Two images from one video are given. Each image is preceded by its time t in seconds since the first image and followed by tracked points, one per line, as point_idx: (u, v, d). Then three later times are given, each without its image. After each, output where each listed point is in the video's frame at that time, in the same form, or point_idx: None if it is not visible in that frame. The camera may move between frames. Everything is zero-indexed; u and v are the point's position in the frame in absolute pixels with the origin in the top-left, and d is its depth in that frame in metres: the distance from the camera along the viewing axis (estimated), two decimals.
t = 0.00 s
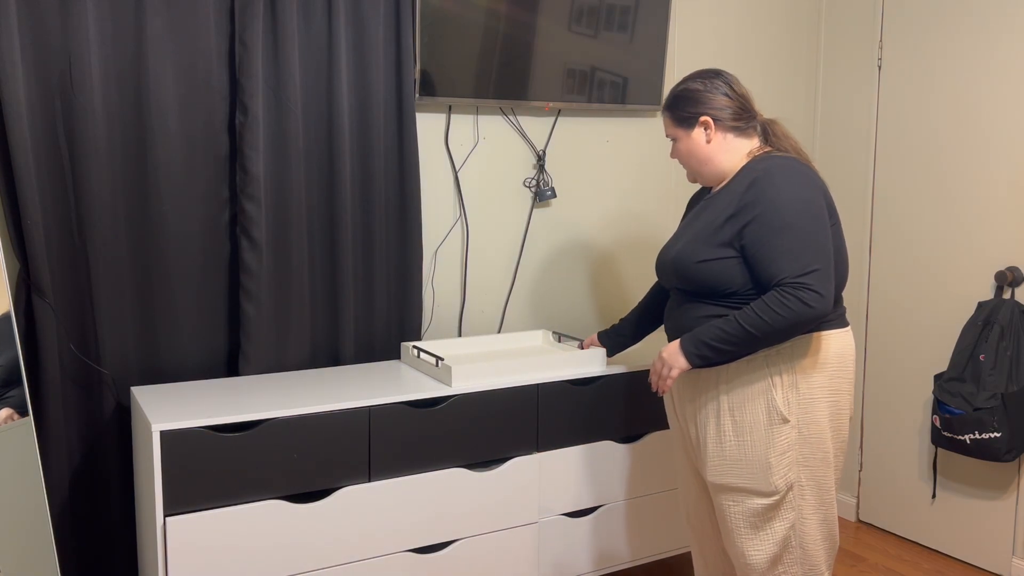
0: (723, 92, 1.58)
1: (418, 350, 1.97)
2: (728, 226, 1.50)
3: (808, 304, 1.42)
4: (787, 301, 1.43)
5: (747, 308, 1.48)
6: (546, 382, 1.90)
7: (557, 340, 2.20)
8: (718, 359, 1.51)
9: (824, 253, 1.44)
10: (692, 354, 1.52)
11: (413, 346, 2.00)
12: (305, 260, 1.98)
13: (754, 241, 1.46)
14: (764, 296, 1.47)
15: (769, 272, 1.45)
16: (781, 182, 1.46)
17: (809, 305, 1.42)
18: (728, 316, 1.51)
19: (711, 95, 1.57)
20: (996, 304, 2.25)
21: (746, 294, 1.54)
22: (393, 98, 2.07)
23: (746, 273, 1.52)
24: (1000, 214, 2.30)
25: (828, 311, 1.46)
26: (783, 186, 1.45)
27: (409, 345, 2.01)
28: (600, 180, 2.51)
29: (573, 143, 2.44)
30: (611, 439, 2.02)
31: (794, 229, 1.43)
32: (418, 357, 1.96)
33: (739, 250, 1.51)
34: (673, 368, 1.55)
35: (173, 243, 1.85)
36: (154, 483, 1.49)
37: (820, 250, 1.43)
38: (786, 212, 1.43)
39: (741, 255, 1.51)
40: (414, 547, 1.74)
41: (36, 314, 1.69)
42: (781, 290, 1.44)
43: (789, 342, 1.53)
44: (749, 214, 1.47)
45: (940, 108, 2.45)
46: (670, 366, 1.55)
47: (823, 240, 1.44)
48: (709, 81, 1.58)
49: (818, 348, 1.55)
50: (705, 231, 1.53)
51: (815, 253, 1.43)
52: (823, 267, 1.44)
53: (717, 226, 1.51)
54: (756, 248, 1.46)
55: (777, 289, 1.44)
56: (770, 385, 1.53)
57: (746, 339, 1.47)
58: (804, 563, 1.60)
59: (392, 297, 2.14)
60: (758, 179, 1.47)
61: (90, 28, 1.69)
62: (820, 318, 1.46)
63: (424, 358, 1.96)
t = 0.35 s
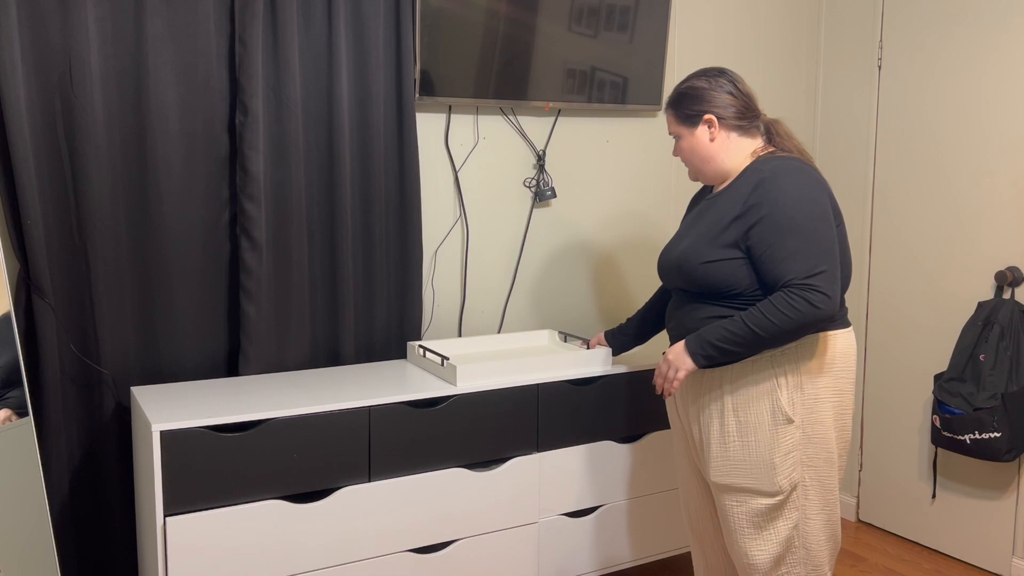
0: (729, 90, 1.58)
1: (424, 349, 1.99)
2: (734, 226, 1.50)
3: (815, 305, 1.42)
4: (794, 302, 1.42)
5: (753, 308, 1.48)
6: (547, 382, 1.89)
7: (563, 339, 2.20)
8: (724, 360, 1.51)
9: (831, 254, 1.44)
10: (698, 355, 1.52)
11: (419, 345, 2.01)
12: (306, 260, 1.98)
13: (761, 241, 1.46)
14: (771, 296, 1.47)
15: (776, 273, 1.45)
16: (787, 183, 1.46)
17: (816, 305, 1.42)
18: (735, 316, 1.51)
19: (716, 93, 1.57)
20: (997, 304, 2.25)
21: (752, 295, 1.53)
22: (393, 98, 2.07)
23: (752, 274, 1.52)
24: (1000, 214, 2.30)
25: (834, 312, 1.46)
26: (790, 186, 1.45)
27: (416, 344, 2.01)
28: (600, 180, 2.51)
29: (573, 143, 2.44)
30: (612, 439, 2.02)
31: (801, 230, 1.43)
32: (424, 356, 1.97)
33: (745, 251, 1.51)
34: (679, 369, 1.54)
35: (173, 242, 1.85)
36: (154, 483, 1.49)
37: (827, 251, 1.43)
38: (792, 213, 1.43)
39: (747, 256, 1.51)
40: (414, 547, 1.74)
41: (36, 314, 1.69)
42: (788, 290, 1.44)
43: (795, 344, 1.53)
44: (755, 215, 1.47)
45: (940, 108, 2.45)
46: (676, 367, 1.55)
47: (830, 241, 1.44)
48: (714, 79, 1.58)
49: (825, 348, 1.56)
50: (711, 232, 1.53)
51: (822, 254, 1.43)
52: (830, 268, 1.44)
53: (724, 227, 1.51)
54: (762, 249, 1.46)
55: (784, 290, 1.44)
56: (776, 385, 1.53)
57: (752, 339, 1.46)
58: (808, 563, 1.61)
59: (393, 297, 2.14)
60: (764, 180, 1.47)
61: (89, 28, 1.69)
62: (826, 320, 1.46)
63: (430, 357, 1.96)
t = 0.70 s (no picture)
0: (735, 90, 1.57)
1: (427, 349, 1.99)
2: (737, 226, 1.50)
3: (817, 305, 1.42)
4: (796, 302, 1.42)
5: (756, 308, 1.48)
6: (547, 382, 1.89)
7: (563, 339, 2.20)
8: (726, 359, 1.51)
9: (834, 254, 1.44)
10: (701, 355, 1.52)
11: (421, 345, 2.01)
12: (306, 260, 1.98)
13: (764, 241, 1.46)
14: (773, 297, 1.47)
15: (779, 273, 1.45)
16: (790, 183, 1.46)
17: (818, 305, 1.42)
18: (737, 316, 1.51)
19: (722, 92, 1.57)
20: (996, 304, 2.25)
21: (754, 294, 1.53)
22: (393, 99, 2.07)
23: (755, 274, 1.52)
24: (1000, 214, 2.30)
25: (836, 313, 1.46)
26: (793, 187, 1.45)
27: (418, 344, 2.01)
28: (600, 180, 2.51)
29: (573, 143, 2.44)
30: (612, 439, 2.02)
31: (804, 230, 1.43)
32: (427, 356, 1.98)
33: (748, 251, 1.51)
34: (681, 368, 1.54)
35: (173, 242, 1.85)
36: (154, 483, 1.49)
37: (830, 252, 1.44)
38: (796, 213, 1.43)
39: (750, 256, 1.51)
40: (414, 547, 1.74)
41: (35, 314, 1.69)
42: (790, 291, 1.44)
43: (796, 344, 1.53)
44: (758, 215, 1.47)
45: (941, 108, 2.45)
46: (677, 367, 1.55)
47: (833, 241, 1.44)
48: (720, 78, 1.58)
49: (826, 349, 1.56)
50: (714, 231, 1.53)
51: (825, 254, 1.43)
52: (832, 269, 1.44)
53: (727, 226, 1.51)
54: (766, 249, 1.46)
55: (786, 290, 1.44)
56: (777, 385, 1.53)
57: (754, 339, 1.47)
58: (808, 563, 1.61)
59: (392, 297, 2.14)
60: (768, 180, 1.48)
61: (89, 28, 1.69)
62: (828, 320, 1.46)
63: (432, 357, 1.97)
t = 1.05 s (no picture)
0: (743, 89, 1.57)
1: (427, 349, 1.99)
2: (738, 226, 1.50)
3: (815, 308, 1.42)
4: (794, 304, 1.42)
5: (755, 309, 1.48)
6: (547, 382, 1.89)
7: (564, 339, 2.20)
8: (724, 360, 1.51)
9: (834, 257, 1.44)
10: (699, 355, 1.52)
11: (421, 345, 2.01)
12: (306, 260, 1.98)
13: (764, 242, 1.46)
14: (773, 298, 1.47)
15: (778, 275, 1.45)
16: (794, 185, 1.46)
17: (816, 309, 1.42)
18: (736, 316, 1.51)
19: (730, 91, 1.56)
20: (996, 304, 2.25)
21: (754, 295, 1.53)
22: (393, 99, 2.07)
23: (755, 274, 1.52)
24: (1000, 214, 2.30)
25: (835, 316, 1.46)
26: (796, 188, 1.45)
27: (418, 344, 2.01)
28: (600, 180, 2.51)
29: (573, 143, 2.44)
30: (612, 438, 2.02)
31: (805, 233, 1.43)
32: (428, 356, 1.98)
33: (749, 251, 1.51)
34: (679, 366, 1.55)
35: (173, 242, 1.85)
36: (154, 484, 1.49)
37: (830, 255, 1.43)
38: (797, 215, 1.43)
39: (750, 256, 1.51)
40: (414, 547, 1.74)
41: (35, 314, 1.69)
42: (789, 293, 1.44)
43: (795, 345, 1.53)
44: (760, 216, 1.47)
45: (941, 108, 2.45)
46: (675, 364, 1.55)
47: (834, 244, 1.44)
48: (731, 76, 1.57)
49: (825, 349, 1.56)
50: (716, 231, 1.53)
51: (825, 258, 1.43)
52: (832, 272, 1.44)
53: (728, 226, 1.51)
54: (766, 250, 1.46)
55: (785, 292, 1.44)
56: (776, 384, 1.53)
57: (752, 341, 1.47)
58: (803, 562, 1.61)
59: (392, 297, 2.14)
60: (771, 181, 1.47)
61: (89, 28, 1.68)
62: (826, 323, 1.46)
63: (433, 357, 1.97)
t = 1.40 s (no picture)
0: (778, 88, 1.53)
1: (427, 349, 1.99)
2: (745, 231, 1.49)
3: (809, 321, 1.40)
4: (789, 315, 1.41)
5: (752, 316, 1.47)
6: (547, 382, 1.89)
7: (564, 339, 2.19)
8: (718, 364, 1.52)
9: (835, 269, 1.40)
10: (694, 356, 1.54)
11: (422, 345, 2.01)
12: (306, 259, 1.98)
13: (768, 249, 1.45)
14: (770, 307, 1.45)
15: (776, 284, 1.44)
16: (801, 192, 1.43)
17: (811, 322, 1.40)
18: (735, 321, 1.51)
19: (764, 89, 1.53)
20: (996, 304, 2.25)
21: (759, 301, 1.52)
22: (393, 99, 2.08)
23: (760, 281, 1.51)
24: (1000, 214, 2.30)
25: (834, 329, 1.42)
26: (802, 196, 1.42)
27: (418, 344, 2.01)
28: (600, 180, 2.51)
29: (573, 143, 2.44)
30: (612, 438, 2.02)
31: (807, 242, 1.40)
32: (428, 356, 1.97)
33: (754, 257, 1.50)
34: (671, 365, 1.57)
35: (173, 242, 1.85)
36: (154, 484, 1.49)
37: (832, 267, 1.40)
38: (798, 224, 1.41)
39: (755, 262, 1.50)
40: (414, 546, 1.74)
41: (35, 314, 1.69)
42: (785, 302, 1.42)
43: (789, 356, 1.50)
44: (765, 222, 1.46)
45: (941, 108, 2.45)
46: (670, 361, 1.58)
47: (836, 256, 1.40)
48: (766, 73, 1.53)
49: (823, 362, 1.51)
50: (727, 233, 1.54)
51: (826, 270, 1.39)
52: (833, 284, 1.40)
53: (735, 231, 1.51)
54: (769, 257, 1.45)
55: (781, 301, 1.43)
56: (767, 392, 1.53)
57: (744, 347, 1.47)
58: None
59: (392, 297, 2.14)
60: (779, 187, 1.45)
61: (89, 28, 1.68)
62: (824, 336, 1.42)
63: (433, 357, 1.97)
